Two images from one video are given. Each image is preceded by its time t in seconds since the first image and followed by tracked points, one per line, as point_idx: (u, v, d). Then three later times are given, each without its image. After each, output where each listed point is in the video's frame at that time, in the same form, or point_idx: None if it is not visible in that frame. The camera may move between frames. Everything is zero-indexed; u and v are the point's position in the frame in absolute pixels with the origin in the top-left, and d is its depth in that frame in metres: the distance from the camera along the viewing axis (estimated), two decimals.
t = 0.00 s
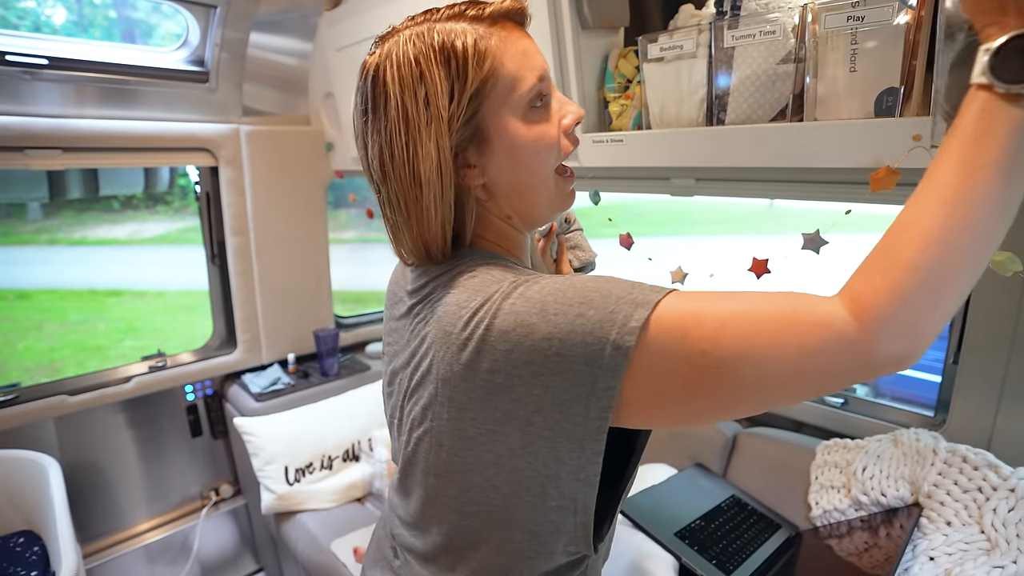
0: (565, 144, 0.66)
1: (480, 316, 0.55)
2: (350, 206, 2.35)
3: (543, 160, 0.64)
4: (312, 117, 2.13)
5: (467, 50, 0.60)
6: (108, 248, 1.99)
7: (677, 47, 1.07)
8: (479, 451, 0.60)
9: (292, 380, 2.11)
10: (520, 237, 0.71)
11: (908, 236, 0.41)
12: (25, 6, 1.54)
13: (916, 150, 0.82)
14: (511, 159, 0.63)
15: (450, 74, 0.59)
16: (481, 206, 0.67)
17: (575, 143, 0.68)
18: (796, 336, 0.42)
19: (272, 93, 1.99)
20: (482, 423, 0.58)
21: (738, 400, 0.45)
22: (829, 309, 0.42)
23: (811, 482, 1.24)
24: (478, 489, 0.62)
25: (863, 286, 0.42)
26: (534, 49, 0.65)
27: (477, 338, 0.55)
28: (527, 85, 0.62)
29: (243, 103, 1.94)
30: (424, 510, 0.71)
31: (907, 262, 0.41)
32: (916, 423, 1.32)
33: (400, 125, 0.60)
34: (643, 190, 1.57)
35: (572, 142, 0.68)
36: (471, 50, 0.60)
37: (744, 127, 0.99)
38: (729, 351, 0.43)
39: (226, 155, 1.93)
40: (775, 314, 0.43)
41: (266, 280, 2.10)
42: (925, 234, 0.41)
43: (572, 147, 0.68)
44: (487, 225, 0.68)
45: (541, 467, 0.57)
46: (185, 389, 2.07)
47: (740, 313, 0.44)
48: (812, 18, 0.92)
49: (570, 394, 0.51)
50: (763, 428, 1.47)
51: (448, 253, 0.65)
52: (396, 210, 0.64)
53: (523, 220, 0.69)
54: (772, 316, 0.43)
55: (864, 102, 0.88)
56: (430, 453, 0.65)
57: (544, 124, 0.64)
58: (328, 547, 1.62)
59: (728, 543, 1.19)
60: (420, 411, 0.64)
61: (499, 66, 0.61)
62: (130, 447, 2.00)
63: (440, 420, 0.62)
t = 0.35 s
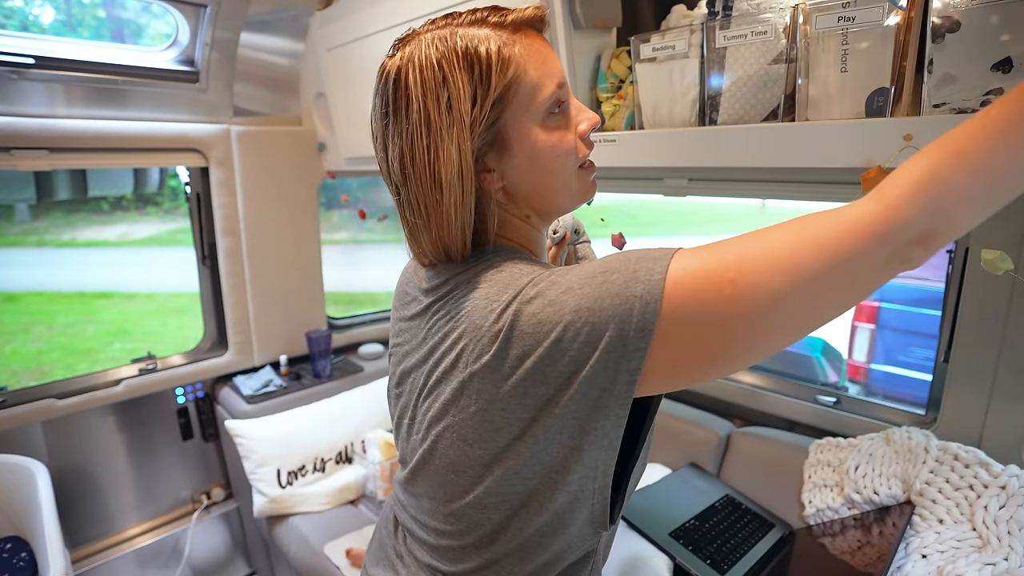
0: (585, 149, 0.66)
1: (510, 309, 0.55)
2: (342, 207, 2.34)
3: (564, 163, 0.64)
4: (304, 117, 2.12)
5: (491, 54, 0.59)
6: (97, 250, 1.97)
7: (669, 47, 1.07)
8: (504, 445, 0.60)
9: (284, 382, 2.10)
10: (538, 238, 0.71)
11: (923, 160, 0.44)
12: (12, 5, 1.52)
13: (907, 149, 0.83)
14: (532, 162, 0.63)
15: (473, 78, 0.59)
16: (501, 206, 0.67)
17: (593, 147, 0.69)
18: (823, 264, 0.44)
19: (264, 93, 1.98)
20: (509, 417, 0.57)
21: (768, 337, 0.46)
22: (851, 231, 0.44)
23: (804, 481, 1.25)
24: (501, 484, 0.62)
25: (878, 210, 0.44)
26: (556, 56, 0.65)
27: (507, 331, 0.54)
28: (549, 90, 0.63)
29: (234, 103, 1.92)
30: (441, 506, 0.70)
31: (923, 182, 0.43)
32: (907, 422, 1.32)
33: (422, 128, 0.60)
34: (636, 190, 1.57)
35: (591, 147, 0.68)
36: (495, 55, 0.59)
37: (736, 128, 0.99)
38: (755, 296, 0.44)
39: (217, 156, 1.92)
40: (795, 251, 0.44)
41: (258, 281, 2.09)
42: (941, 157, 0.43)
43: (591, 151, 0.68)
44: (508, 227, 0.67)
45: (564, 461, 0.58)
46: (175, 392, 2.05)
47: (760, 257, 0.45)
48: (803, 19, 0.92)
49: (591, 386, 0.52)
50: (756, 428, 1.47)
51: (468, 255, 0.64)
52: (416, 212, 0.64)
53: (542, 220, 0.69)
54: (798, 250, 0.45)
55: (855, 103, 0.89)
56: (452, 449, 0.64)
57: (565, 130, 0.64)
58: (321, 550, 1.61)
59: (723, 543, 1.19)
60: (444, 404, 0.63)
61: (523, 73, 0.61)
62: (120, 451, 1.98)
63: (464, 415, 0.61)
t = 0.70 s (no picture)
0: (576, 147, 0.66)
1: (516, 287, 0.54)
2: (338, 208, 2.32)
3: (556, 158, 0.64)
4: (300, 116, 2.10)
5: (487, 46, 0.58)
6: (91, 252, 2.00)
7: (668, 43, 1.07)
8: (508, 429, 0.58)
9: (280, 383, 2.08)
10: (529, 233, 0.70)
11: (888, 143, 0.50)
12: (5, 5, 1.51)
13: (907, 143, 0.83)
14: (523, 156, 0.62)
15: (467, 70, 0.58)
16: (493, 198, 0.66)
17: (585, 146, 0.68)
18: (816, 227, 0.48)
19: (258, 91, 1.96)
20: (514, 397, 0.56)
21: (766, 300, 0.49)
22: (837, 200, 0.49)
23: (803, 479, 1.24)
24: (504, 472, 0.60)
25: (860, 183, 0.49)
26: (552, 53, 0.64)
27: (516, 307, 0.54)
28: (543, 85, 0.62)
29: (229, 101, 1.91)
30: (439, 501, 0.69)
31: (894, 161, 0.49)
32: (906, 418, 1.32)
33: (415, 117, 0.59)
34: (634, 188, 1.56)
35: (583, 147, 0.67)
36: (491, 48, 0.58)
37: (734, 124, 0.99)
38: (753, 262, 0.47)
39: (211, 155, 1.90)
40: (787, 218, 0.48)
41: (253, 281, 2.07)
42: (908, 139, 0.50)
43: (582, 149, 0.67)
44: (499, 219, 0.66)
45: (569, 445, 0.58)
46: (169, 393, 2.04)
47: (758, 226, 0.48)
48: (802, 14, 0.92)
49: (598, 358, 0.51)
50: (755, 426, 1.47)
51: (458, 247, 0.64)
52: (407, 201, 0.63)
53: (533, 214, 0.69)
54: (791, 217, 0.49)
55: (854, 98, 0.89)
56: (449, 441, 0.63)
57: (557, 127, 0.63)
58: (318, 553, 1.60)
59: (724, 542, 1.18)
60: (443, 391, 0.62)
61: (518, 68, 0.60)
62: (114, 453, 1.96)
63: (463, 403, 0.60)
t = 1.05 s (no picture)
0: (557, 139, 0.65)
1: (493, 296, 0.54)
2: (335, 206, 2.31)
3: (536, 148, 0.63)
4: (297, 113, 2.09)
5: (461, 36, 0.58)
6: (85, 252, 1.96)
7: (668, 38, 1.06)
8: (473, 437, 0.58)
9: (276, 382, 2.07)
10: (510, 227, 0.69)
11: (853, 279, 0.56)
12: None
13: (911, 139, 0.83)
14: (502, 147, 0.62)
15: (443, 61, 0.57)
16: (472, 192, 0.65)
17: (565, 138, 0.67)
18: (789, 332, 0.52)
19: (255, 88, 1.95)
20: (483, 404, 0.56)
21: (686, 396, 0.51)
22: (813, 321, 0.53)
23: (805, 477, 1.24)
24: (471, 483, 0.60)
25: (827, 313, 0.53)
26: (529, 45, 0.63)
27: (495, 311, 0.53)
28: (521, 76, 0.61)
29: (225, 98, 1.89)
30: (414, 501, 0.68)
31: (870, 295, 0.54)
32: (906, 417, 1.32)
33: (390, 108, 0.58)
34: (634, 186, 1.55)
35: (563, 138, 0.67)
36: (465, 37, 0.58)
37: (736, 120, 0.98)
38: (744, 342, 0.49)
39: (207, 152, 1.89)
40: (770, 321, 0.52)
41: (249, 280, 2.06)
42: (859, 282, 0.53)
43: (562, 141, 0.67)
44: (478, 213, 0.65)
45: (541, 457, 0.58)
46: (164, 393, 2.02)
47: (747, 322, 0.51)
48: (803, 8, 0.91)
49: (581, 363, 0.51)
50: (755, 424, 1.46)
51: (435, 241, 0.63)
52: (382, 195, 0.62)
53: (515, 208, 0.68)
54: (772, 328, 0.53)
55: (856, 92, 0.88)
56: (420, 441, 0.62)
57: (536, 118, 0.63)
58: (316, 555, 1.59)
59: (725, 540, 1.18)
60: (415, 391, 0.61)
61: (494, 58, 0.60)
62: (109, 454, 1.94)
63: (434, 403, 0.59)
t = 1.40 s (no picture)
0: (511, 163, 0.63)
1: (400, 319, 0.57)
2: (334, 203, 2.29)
3: (477, 172, 0.62)
4: (296, 109, 2.07)
5: (400, 51, 0.57)
6: (81, 249, 1.90)
7: (674, 32, 1.05)
8: (383, 441, 0.61)
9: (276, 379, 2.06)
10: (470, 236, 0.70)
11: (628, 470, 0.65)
12: None
13: (922, 133, 0.82)
14: (440, 169, 0.62)
15: (378, 80, 0.58)
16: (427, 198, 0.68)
17: (529, 158, 0.64)
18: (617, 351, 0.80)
19: (255, 83, 1.94)
20: (388, 411, 0.59)
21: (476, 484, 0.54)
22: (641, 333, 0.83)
23: (809, 475, 1.23)
24: (384, 484, 0.64)
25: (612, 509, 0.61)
26: (487, 57, 0.60)
27: (400, 330, 0.56)
28: (462, 95, 0.59)
29: (224, 93, 1.87)
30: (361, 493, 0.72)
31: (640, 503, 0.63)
32: (909, 414, 1.31)
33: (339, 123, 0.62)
34: (638, 182, 1.54)
35: (525, 161, 0.64)
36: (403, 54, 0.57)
37: (743, 115, 0.97)
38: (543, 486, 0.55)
39: (206, 147, 1.87)
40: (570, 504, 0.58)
41: (248, 277, 2.04)
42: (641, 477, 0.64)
43: (522, 164, 0.63)
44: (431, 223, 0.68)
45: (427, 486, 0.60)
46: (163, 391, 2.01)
47: (552, 509, 0.55)
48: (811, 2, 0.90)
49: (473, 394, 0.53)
50: (758, 422, 1.45)
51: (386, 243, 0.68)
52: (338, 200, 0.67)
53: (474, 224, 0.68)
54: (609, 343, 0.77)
55: (866, 86, 0.87)
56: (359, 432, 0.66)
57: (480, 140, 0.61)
58: (316, 553, 1.57)
59: (730, 538, 1.17)
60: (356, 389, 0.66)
61: (431, 78, 0.58)
62: (107, 453, 1.93)
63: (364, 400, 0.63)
